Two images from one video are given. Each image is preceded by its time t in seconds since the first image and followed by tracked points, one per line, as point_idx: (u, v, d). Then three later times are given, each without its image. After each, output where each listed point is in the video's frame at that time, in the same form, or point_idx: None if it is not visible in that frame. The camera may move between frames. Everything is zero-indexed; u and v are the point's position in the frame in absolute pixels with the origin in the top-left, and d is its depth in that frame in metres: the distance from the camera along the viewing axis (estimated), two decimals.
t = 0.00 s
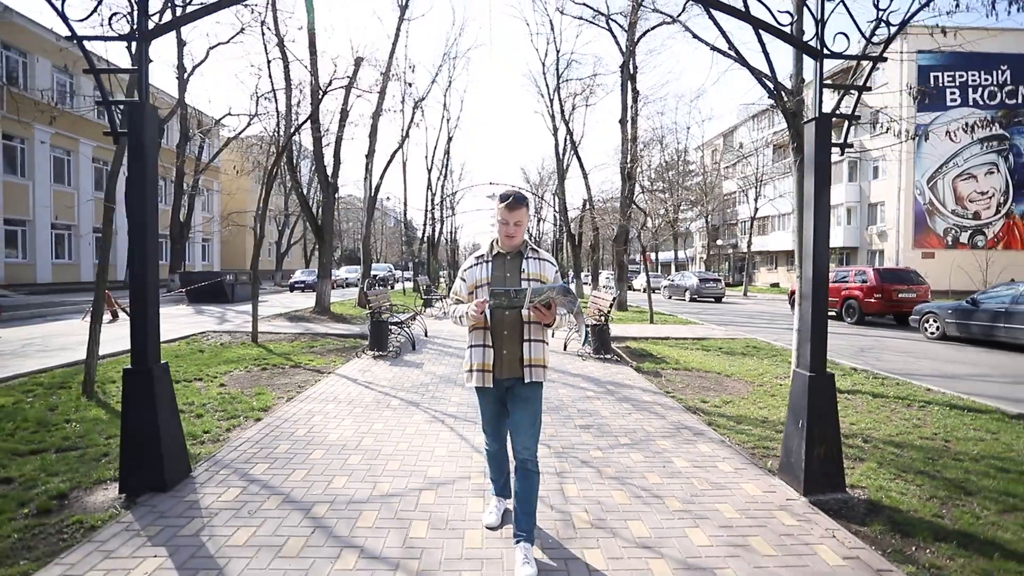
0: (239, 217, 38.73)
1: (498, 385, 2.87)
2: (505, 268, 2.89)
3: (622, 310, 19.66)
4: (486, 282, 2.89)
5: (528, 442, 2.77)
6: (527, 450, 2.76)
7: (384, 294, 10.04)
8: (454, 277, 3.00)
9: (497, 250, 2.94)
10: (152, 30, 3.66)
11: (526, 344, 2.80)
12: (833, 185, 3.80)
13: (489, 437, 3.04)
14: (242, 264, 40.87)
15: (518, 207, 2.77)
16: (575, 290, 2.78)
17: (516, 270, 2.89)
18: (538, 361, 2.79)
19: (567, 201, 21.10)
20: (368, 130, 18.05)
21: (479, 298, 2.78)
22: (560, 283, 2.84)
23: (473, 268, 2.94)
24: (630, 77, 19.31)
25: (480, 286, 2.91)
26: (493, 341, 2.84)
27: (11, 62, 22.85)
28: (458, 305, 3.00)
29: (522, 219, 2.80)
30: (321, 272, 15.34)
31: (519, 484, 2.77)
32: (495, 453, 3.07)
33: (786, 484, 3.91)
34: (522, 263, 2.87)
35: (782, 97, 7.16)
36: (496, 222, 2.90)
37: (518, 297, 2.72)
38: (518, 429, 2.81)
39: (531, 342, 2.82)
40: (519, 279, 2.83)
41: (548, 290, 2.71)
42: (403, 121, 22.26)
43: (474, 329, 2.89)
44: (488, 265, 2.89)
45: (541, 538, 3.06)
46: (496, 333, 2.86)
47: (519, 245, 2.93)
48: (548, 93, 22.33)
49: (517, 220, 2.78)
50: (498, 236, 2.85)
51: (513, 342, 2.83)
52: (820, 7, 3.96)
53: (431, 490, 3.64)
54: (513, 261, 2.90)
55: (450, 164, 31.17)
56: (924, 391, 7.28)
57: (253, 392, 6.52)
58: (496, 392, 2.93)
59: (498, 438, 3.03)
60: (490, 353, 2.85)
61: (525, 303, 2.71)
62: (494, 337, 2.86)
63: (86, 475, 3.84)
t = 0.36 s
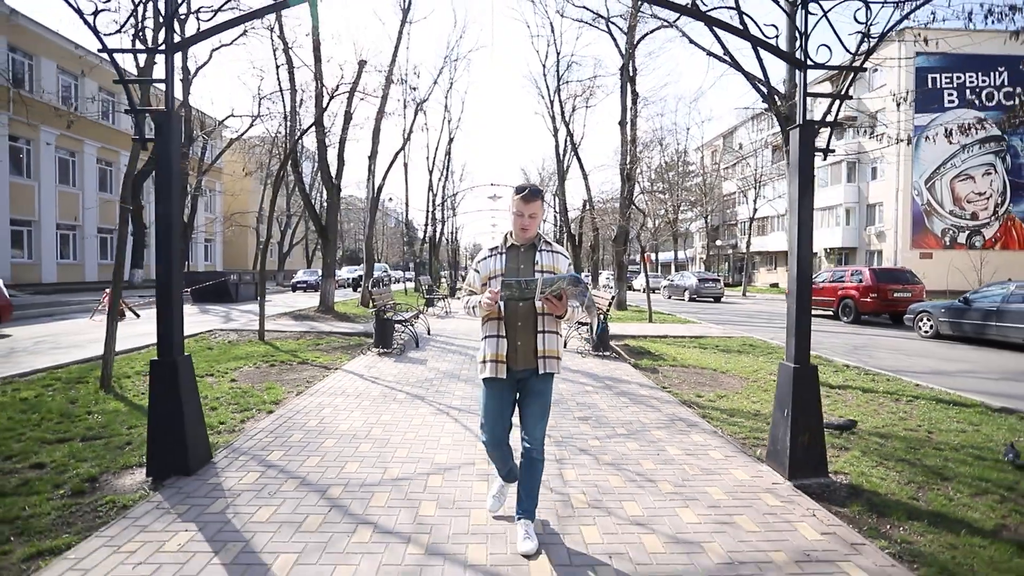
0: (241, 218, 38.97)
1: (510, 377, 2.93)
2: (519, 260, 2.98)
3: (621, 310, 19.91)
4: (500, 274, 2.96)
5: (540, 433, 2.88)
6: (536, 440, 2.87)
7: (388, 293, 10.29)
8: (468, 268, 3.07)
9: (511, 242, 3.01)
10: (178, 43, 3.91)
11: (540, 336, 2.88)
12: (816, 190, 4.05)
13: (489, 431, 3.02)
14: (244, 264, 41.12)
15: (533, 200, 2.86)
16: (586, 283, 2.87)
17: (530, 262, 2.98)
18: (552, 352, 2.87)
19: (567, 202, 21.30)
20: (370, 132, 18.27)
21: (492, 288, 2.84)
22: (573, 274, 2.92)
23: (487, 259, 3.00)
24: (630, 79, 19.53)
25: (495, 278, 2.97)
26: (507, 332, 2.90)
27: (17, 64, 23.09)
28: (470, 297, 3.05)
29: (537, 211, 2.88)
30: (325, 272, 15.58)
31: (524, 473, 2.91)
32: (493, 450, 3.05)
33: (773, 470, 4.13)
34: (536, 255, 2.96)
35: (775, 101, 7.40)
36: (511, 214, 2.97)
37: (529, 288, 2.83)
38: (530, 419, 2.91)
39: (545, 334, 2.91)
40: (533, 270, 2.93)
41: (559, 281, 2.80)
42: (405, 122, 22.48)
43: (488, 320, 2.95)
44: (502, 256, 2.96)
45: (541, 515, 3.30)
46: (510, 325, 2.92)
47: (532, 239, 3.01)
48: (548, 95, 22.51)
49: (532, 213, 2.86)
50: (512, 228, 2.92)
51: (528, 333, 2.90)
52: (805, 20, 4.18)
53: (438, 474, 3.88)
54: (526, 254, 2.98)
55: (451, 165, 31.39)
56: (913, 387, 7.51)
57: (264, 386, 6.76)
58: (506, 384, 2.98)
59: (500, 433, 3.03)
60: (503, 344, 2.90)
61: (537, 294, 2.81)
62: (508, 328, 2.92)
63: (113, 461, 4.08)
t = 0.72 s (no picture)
0: (243, 218, 39.22)
1: (514, 376, 2.96)
2: (519, 262, 3.08)
3: (619, 309, 20.18)
4: (501, 277, 3.07)
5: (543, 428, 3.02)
6: (538, 435, 3.03)
7: (391, 292, 10.53)
8: (471, 272, 3.17)
9: (512, 244, 3.11)
10: (195, 57, 4.16)
11: (542, 336, 2.94)
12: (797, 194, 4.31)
13: (500, 432, 2.95)
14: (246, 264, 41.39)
15: (532, 204, 2.95)
16: (584, 287, 2.99)
17: (531, 264, 3.08)
18: (553, 351, 2.97)
19: (566, 202, 21.54)
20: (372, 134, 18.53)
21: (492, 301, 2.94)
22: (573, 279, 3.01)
23: (489, 262, 3.10)
24: (629, 80, 19.77)
25: (496, 280, 3.09)
26: (510, 333, 2.95)
27: (22, 66, 23.33)
28: (476, 300, 3.15)
29: (536, 215, 2.98)
30: (328, 272, 15.81)
31: (523, 461, 3.13)
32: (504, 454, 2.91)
33: (758, 459, 4.37)
34: (537, 257, 3.06)
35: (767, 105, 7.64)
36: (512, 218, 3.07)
37: (531, 295, 2.92)
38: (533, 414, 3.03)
39: (547, 334, 2.97)
40: (535, 273, 3.02)
41: (560, 287, 2.91)
42: (406, 123, 22.71)
43: (490, 322, 2.98)
44: (504, 258, 3.07)
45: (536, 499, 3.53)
46: (513, 325, 2.97)
47: (532, 241, 3.11)
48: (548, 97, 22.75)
49: (531, 216, 2.95)
50: (513, 231, 3.03)
51: (530, 334, 2.94)
52: (787, 33, 4.42)
53: (441, 463, 4.11)
54: (527, 255, 3.08)
55: (452, 165, 31.67)
56: (900, 383, 7.74)
57: (272, 382, 7.01)
58: (512, 383, 3.00)
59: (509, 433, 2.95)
60: (506, 344, 2.95)
61: (539, 299, 2.91)
62: (511, 329, 2.97)
63: (134, 451, 4.32)
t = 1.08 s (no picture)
0: (245, 219, 39.50)
1: (514, 379, 3.00)
2: (515, 266, 3.10)
3: (618, 309, 20.44)
4: (498, 281, 3.07)
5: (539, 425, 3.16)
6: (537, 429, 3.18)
7: (393, 292, 10.78)
8: (466, 278, 3.18)
9: (506, 249, 3.13)
10: (212, 70, 4.41)
11: (541, 337, 2.99)
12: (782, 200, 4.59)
13: (505, 434, 2.97)
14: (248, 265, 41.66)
15: (524, 208, 3.00)
16: (583, 289, 3.05)
17: (525, 266, 3.11)
18: (552, 352, 3.00)
19: (566, 203, 21.77)
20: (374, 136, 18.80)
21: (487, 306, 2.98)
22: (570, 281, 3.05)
23: (484, 268, 3.11)
24: (627, 83, 20.02)
25: (492, 285, 3.08)
26: (510, 337, 2.98)
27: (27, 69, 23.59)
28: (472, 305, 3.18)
29: (528, 219, 3.02)
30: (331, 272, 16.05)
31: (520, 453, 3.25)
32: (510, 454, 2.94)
33: (744, 450, 4.61)
34: (532, 260, 3.09)
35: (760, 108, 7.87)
36: (503, 221, 3.10)
37: (530, 299, 2.93)
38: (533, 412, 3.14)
39: (544, 335, 3.02)
40: (531, 276, 3.04)
41: (559, 289, 2.94)
42: (408, 125, 22.95)
43: (489, 328, 3.02)
44: (499, 263, 3.07)
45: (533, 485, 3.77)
46: (511, 329, 3.01)
47: (526, 244, 3.14)
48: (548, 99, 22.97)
49: (525, 220, 2.99)
50: (506, 235, 3.06)
51: (530, 337, 3.00)
52: (771, 46, 4.66)
53: (443, 453, 4.35)
54: (521, 258, 3.11)
55: (452, 166, 31.94)
56: (889, 380, 7.98)
57: (279, 378, 7.25)
58: (511, 389, 3.01)
59: (514, 435, 2.98)
60: (506, 348, 2.98)
61: (538, 302, 2.93)
62: (510, 332, 3.00)
63: (153, 442, 4.57)
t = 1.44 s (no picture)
0: (247, 219, 39.71)
1: (513, 373, 3.12)
2: (513, 260, 3.19)
3: (618, 308, 20.69)
4: (496, 276, 3.17)
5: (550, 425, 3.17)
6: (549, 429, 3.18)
7: (397, 291, 11.02)
8: (464, 274, 3.26)
9: (503, 244, 3.24)
10: (231, 79, 4.67)
11: (542, 330, 3.09)
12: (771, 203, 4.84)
13: (502, 428, 3.14)
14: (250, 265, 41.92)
15: (517, 202, 3.09)
16: (584, 277, 3.09)
17: (524, 261, 3.20)
18: (554, 345, 3.10)
19: (566, 204, 22.03)
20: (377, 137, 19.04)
21: (480, 306, 3.10)
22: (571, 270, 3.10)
23: (482, 263, 3.20)
24: (627, 84, 20.22)
25: (491, 280, 3.17)
26: (508, 331, 3.09)
27: (33, 70, 23.81)
28: (472, 302, 3.24)
29: (522, 212, 3.10)
30: (335, 272, 16.27)
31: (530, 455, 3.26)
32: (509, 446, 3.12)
33: (735, 440, 4.86)
34: (530, 254, 3.18)
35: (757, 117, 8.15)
36: (500, 216, 3.20)
37: (531, 287, 3.02)
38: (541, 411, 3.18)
39: (545, 328, 3.12)
40: (529, 269, 3.15)
41: (559, 278, 2.98)
42: (410, 126, 23.17)
43: (487, 323, 3.13)
44: (497, 259, 3.18)
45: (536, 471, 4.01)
46: (509, 324, 3.12)
47: (523, 238, 3.25)
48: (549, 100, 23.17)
49: (519, 215, 3.08)
50: (503, 230, 3.16)
51: (530, 330, 3.11)
52: (760, 57, 4.91)
53: (449, 441, 4.58)
54: (519, 253, 3.20)
55: (454, 167, 32.17)
56: (880, 376, 8.22)
57: (289, 374, 7.49)
58: (510, 382, 3.15)
59: (511, 427, 3.15)
60: (504, 343, 3.09)
61: (538, 292, 3.01)
62: (508, 327, 3.12)
63: (174, 431, 4.81)
